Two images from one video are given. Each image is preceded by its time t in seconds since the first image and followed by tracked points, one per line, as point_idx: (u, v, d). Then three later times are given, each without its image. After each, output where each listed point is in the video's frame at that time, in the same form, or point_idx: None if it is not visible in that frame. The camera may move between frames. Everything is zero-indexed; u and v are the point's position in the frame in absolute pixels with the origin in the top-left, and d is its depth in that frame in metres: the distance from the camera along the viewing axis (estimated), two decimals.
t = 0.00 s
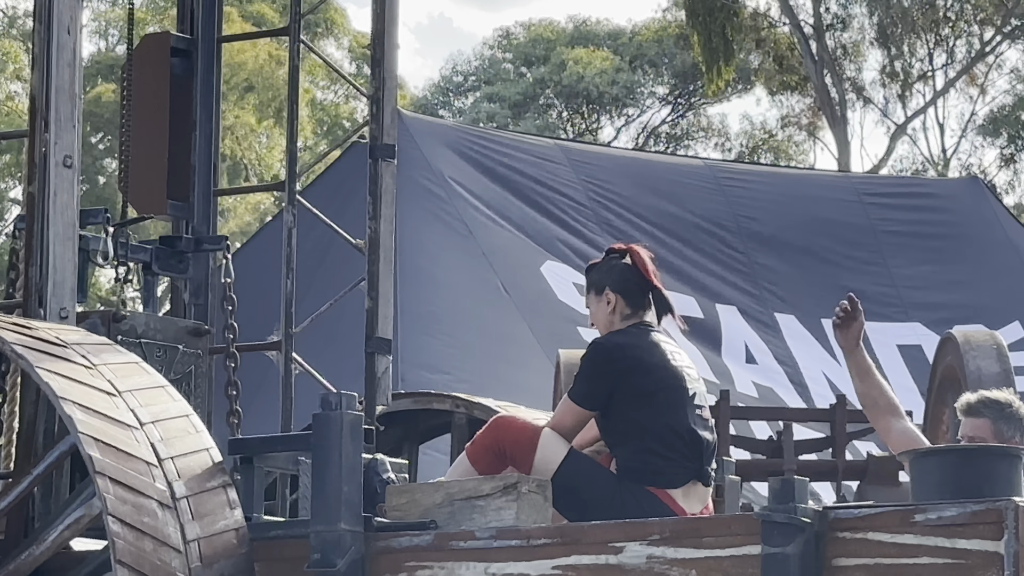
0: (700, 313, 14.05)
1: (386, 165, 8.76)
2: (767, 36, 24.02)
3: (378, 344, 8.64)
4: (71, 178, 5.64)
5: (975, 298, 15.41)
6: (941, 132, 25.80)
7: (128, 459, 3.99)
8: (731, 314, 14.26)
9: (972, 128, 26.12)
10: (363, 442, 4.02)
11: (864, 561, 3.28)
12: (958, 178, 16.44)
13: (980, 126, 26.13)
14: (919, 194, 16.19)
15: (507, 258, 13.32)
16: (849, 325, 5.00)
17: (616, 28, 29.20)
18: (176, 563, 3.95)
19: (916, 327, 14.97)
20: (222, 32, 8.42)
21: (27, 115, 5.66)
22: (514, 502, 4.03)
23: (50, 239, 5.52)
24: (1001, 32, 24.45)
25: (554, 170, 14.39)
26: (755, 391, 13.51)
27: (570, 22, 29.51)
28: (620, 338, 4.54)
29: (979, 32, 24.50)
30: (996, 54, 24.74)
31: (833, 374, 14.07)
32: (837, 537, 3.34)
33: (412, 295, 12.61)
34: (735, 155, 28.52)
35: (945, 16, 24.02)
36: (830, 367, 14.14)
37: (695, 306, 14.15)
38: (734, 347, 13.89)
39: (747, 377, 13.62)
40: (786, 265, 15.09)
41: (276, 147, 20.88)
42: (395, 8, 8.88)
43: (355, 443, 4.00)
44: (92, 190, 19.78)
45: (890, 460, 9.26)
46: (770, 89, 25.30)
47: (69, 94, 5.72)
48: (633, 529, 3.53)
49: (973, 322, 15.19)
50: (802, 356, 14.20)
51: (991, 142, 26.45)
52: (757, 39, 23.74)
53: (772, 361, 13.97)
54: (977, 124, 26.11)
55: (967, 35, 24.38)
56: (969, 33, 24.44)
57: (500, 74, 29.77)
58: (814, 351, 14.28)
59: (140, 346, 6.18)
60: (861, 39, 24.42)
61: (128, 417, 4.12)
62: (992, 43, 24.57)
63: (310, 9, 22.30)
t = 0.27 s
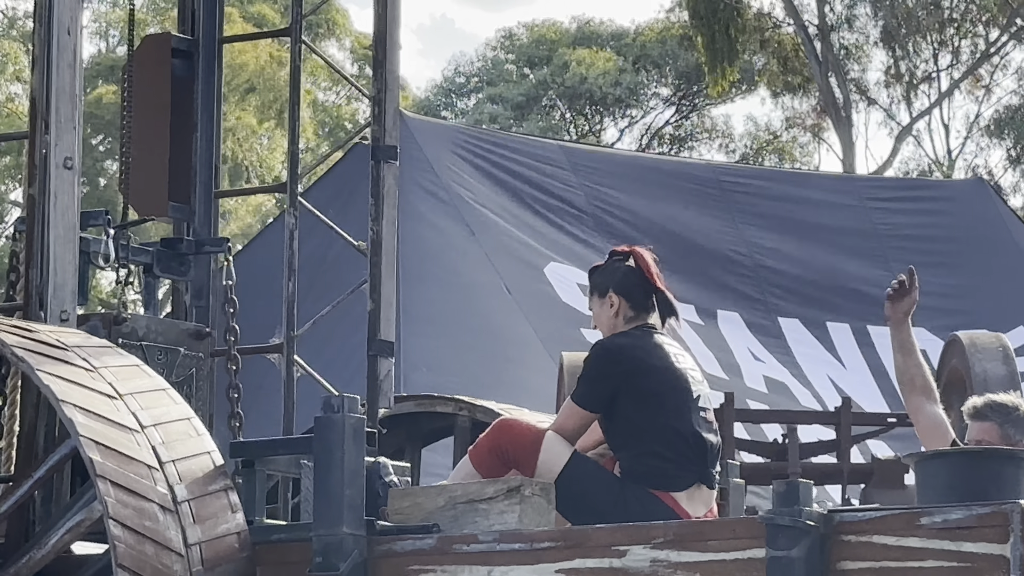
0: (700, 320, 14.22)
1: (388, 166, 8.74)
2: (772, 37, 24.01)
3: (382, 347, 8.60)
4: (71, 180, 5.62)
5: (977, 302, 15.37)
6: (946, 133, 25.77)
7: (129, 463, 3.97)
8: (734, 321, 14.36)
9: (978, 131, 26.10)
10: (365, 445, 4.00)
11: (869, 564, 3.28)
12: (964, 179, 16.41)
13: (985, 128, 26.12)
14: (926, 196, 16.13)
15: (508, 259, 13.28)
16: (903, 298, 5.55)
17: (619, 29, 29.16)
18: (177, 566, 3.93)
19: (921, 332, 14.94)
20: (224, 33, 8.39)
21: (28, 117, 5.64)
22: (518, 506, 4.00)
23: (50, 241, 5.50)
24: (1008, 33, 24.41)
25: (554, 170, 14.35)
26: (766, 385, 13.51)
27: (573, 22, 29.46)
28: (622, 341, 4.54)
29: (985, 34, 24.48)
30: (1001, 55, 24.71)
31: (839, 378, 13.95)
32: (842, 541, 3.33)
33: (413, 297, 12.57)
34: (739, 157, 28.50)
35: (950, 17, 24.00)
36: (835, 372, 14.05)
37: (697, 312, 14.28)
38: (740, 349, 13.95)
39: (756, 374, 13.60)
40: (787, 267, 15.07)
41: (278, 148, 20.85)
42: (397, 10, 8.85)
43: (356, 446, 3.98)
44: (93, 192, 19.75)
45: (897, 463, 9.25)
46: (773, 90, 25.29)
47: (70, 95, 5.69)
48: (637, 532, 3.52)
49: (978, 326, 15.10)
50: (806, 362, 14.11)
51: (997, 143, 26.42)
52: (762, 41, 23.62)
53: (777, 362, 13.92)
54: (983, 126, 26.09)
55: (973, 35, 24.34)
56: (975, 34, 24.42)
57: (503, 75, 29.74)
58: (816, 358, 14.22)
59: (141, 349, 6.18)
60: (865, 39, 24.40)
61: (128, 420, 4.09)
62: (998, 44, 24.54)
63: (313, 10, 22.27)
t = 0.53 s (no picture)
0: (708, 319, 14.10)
1: (392, 168, 8.71)
2: (776, 38, 24.01)
3: (385, 349, 8.56)
4: (73, 183, 5.62)
5: (980, 303, 15.37)
6: (951, 135, 25.77)
7: (133, 466, 3.96)
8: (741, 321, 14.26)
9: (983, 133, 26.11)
10: (368, 448, 3.99)
11: (875, 567, 3.38)
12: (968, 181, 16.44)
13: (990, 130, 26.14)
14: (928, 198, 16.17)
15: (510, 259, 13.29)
16: (893, 306, 5.69)
17: (622, 30, 29.14)
18: (180, 569, 3.92)
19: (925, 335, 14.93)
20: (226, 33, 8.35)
21: (30, 120, 5.61)
22: (522, 509, 4.01)
23: (53, 245, 5.49)
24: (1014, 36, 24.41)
25: (555, 169, 14.34)
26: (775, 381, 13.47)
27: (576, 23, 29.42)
28: (625, 341, 4.53)
29: (990, 35, 24.49)
30: (1006, 56, 24.70)
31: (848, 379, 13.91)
32: (847, 543, 3.43)
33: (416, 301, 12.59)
34: (743, 158, 28.50)
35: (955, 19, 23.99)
36: (842, 371, 14.05)
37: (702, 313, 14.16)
38: (751, 348, 13.88)
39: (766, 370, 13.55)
40: (790, 267, 15.05)
41: (281, 150, 20.82)
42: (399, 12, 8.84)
43: (360, 449, 3.97)
44: (95, 194, 19.76)
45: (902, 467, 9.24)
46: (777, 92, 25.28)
47: (72, 99, 5.68)
48: (643, 535, 3.56)
49: (980, 327, 15.13)
50: (815, 361, 14.11)
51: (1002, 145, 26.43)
52: (766, 42, 23.83)
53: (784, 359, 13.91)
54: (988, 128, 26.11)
55: (978, 36, 24.34)
56: (980, 35, 24.41)
57: (506, 76, 29.72)
58: (825, 358, 14.22)
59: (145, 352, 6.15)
60: (869, 41, 24.40)
61: (132, 424, 4.08)
62: (1003, 46, 24.54)
63: (316, 12, 22.26)
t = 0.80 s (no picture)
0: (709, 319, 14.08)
1: (392, 169, 8.69)
2: (776, 38, 24.02)
3: (385, 352, 8.56)
4: (73, 185, 5.60)
5: (983, 303, 15.35)
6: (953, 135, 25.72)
7: (133, 469, 3.95)
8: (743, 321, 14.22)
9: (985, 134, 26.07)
10: (370, 451, 4.01)
11: (876, 569, 3.38)
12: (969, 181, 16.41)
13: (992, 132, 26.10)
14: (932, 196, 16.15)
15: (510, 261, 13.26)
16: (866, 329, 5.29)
17: (623, 31, 29.11)
18: (180, 572, 3.91)
19: (927, 336, 14.89)
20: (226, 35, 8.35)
21: (29, 121, 5.60)
22: (522, 511, 3.98)
23: (53, 247, 5.48)
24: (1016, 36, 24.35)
25: (553, 170, 14.30)
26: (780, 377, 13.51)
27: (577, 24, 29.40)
28: (651, 342, 4.55)
29: (992, 36, 24.45)
30: (1008, 57, 24.66)
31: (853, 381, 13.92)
32: (849, 546, 3.42)
33: (416, 303, 12.55)
34: (744, 159, 28.46)
35: (957, 19, 23.95)
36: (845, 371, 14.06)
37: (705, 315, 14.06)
38: (754, 347, 13.86)
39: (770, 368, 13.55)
40: (792, 267, 15.05)
41: (281, 152, 20.81)
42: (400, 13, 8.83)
43: (361, 452, 3.99)
44: (95, 196, 19.76)
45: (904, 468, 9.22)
46: (777, 92, 25.28)
47: (71, 100, 5.66)
48: (644, 538, 3.58)
49: (982, 328, 15.11)
50: (818, 361, 14.12)
51: (1005, 146, 26.37)
52: (767, 42, 23.85)
53: (787, 356, 13.93)
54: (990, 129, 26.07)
55: (979, 37, 24.31)
56: (981, 35, 24.39)
57: (506, 77, 29.71)
58: (828, 358, 14.22)
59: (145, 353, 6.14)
60: (870, 41, 24.35)
61: (132, 426, 4.07)
62: (1005, 46, 24.50)
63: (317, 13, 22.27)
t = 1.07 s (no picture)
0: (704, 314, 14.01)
1: (388, 168, 8.70)
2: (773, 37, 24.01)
3: (382, 351, 8.57)
4: (69, 184, 5.60)
5: (983, 301, 15.35)
6: (950, 135, 25.68)
7: (129, 469, 3.95)
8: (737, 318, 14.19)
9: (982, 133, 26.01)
10: (366, 451, 4.02)
11: (872, 568, 3.38)
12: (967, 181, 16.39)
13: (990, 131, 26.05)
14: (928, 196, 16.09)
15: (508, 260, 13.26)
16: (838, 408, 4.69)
17: (621, 30, 29.09)
18: (177, 572, 3.91)
19: (926, 332, 15.01)
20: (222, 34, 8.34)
21: (25, 120, 5.60)
22: (519, 511, 3.97)
23: (48, 247, 5.48)
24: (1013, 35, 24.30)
25: (552, 166, 14.27)
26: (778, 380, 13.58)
27: (574, 23, 29.40)
28: (683, 347, 4.53)
29: (989, 35, 24.41)
30: (1006, 56, 24.61)
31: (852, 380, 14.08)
32: (846, 545, 3.42)
33: (410, 305, 12.60)
34: (741, 158, 28.45)
35: (954, 17, 23.91)
36: (844, 371, 14.21)
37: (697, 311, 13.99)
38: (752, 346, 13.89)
39: (766, 370, 13.61)
40: (792, 265, 15.04)
41: (278, 152, 20.83)
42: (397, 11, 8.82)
43: (357, 452, 4.00)
44: (91, 196, 19.77)
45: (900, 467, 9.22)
46: (774, 92, 25.27)
47: (68, 99, 5.66)
48: (640, 538, 3.59)
49: (982, 325, 15.10)
50: (817, 359, 14.17)
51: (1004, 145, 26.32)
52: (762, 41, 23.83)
53: (785, 355, 13.96)
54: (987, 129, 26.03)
55: (976, 36, 24.26)
56: (978, 34, 24.34)
57: (504, 76, 29.74)
58: (828, 357, 14.29)
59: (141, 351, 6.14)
60: (865, 39, 24.28)
61: (128, 426, 4.07)
62: (1002, 45, 24.45)
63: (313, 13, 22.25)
